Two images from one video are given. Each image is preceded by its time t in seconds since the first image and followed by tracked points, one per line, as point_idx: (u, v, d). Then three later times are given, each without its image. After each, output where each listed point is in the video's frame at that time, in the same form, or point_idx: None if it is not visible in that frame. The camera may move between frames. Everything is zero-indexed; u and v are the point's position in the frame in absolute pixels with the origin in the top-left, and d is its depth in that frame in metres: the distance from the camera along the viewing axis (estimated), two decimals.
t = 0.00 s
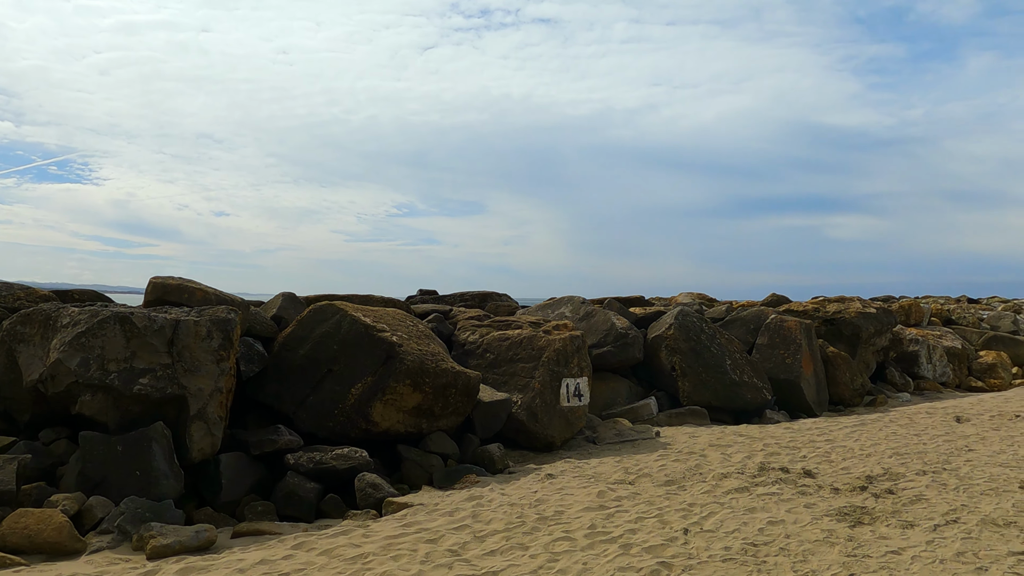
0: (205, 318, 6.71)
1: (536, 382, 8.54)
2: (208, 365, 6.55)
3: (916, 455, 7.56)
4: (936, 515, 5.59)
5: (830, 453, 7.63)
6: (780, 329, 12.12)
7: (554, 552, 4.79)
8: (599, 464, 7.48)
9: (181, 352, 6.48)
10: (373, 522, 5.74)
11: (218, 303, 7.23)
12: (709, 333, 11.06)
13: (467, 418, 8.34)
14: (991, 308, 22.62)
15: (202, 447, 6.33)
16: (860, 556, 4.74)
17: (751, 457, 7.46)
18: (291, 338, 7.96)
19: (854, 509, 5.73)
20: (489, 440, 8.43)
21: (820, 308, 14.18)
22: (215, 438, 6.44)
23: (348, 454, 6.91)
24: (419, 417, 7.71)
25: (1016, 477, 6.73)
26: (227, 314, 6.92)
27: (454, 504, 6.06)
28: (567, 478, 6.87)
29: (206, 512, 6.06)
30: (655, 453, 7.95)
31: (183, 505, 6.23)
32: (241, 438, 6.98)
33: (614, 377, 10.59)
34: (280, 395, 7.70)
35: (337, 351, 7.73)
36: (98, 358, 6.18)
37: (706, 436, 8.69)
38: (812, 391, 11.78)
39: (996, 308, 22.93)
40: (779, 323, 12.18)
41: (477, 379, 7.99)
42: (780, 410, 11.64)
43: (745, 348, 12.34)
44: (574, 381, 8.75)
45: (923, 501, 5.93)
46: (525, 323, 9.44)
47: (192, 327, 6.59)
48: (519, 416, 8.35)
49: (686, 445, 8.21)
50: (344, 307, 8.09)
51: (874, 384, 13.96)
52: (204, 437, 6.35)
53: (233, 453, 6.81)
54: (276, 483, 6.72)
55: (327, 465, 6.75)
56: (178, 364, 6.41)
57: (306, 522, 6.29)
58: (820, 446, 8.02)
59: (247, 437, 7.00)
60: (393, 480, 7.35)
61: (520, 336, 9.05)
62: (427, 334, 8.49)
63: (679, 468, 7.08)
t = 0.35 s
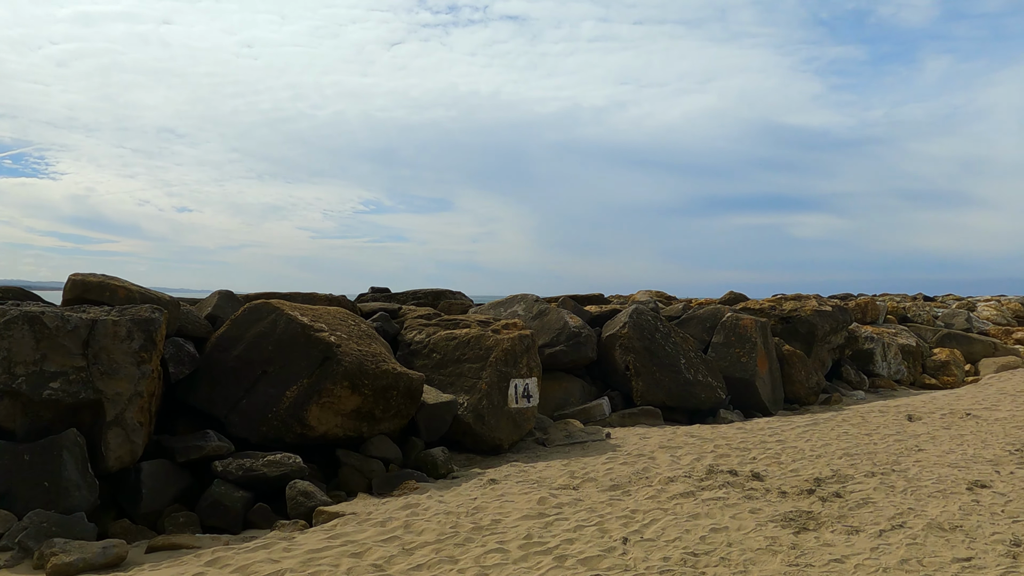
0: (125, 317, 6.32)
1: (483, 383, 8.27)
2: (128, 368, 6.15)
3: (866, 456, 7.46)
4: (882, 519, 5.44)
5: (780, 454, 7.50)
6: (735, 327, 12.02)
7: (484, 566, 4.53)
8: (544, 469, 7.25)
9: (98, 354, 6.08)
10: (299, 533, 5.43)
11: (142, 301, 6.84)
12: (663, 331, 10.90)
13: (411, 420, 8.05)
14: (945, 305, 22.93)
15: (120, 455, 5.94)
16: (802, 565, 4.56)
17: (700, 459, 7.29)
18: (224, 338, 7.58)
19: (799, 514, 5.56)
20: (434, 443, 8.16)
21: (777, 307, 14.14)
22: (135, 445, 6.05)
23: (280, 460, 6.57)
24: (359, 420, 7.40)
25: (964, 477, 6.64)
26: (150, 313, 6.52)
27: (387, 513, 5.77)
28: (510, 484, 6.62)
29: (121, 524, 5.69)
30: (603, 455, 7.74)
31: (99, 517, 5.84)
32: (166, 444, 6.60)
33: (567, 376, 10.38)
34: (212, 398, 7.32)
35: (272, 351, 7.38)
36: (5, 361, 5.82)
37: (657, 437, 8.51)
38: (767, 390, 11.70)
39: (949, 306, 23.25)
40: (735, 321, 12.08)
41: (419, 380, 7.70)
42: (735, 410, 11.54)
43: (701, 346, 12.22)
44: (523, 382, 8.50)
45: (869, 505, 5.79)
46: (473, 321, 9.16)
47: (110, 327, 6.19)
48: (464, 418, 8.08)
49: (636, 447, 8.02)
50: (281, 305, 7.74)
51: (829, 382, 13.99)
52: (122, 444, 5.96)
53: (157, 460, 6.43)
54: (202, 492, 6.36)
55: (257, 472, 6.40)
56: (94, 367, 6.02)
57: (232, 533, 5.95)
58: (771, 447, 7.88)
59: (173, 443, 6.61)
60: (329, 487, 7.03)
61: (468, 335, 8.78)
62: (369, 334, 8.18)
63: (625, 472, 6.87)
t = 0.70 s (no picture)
0: (35, 317, 5.95)
1: (426, 384, 7.99)
2: (38, 370, 5.80)
3: (815, 456, 7.33)
4: (824, 522, 5.29)
5: (728, 455, 7.34)
6: (691, 326, 11.90)
7: None
8: (486, 473, 7.00)
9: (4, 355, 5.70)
10: (216, 545, 5.11)
11: (58, 299, 6.46)
12: (617, 331, 10.72)
13: (351, 423, 7.75)
14: (902, 305, 23.18)
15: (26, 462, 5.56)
16: (739, 573, 4.37)
17: (647, 461, 7.10)
18: (150, 337, 7.21)
19: (741, 518, 5.39)
20: (376, 446, 7.86)
21: (734, 306, 14.08)
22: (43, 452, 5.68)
23: (205, 466, 6.24)
24: (294, 423, 7.07)
25: (911, 478, 6.54)
26: (64, 310, 6.16)
27: (314, 522, 5.48)
28: (448, 489, 6.36)
29: (26, 536, 5.33)
30: (549, 458, 7.52)
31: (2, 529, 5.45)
32: (82, 450, 6.22)
33: (519, 376, 10.15)
34: (136, 400, 6.94)
35: (201, 352, 7.03)
36: None
37: (606, 438, 8.31)
38: (722, 389, 11.60)
39: (905, 305, 23.51)
40: (690, 320, 11.97)
41: (358, 381, 7.40)
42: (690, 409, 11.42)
43: (657, 345, 12.08)
44: (469, 382, 8.24)
45: (814, 507, 5.64)
46: (419, 320, 8.88)
47: (18, 326, 5.82)
48: (407, 420, 7.80)
49: (583, 449, 7.82)
50: (212, 303, 7.39)
51: (785, 380, 13.98)
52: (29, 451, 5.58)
53: (72, 466, 6.05)
54: (120, 500, 6.00)
55: (180, 479, 6.06)
56: None
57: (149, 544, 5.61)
58: (720, 448, 7.73)
59: (90, 449, 6.24)
60: (260, 493, 6.70)
61: (413, 334, 8.50)
62: (308, 333, 7.85)
63: (569, 475, 6.65)
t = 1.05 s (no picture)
0: None
1: (372, 387, 7.71)
2: None
3: (768, 459, 7.20)
4: (772, 529, 5.13)
5: (680, 458, 7.18)
6: (649, 325, 11.76)
7: None
8: (431, 479, 6.75)
9: None
10: (132, 562, 4.79)
11: None
12: (574, 330, 10.53)
13: (293, 427, 7.44)
14: (862, 304, 23.39)
15: None
16: None
17: (597, 466, 6.89)
18: (76, 338, 6.84)
19: (687, 525, 5.20)
20: (319, 451, 7.57)
21: (694, 305, 13.99)
22: None
23: (130, 475, 5.90)
24: (229, 429, 6.75)
25: (862, 480, 6.42)
26: None
27: (241, 534, 5.18)
28: (388, 497, 6.09)
29: None
30: (498, 463, 7.29)
31: None
32: None
33: (473, 377, 9.91)
34: (60, 406, 6.57)
35: (130, 354, 6.67)
36: None
37: (558, 441, 8.11)
38: (680, 390, 11.47)
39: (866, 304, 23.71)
40: (649, 319, 11.83)
41: (298, 385, 7.10)
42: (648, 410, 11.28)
43: (615, 345, 11.92)
44: (417, 385, 7.97)
45: (762, 513, 5.49)
46: (367, 320, 8.59)
47: None
48: (351, 425, 7.51)
49: (534, 453, 7.60)
50: (142, 303, 7.03)
51: (745, 380, 13.93)
52: None
53: None
54: (36, 513, 5.64)
55: (102, 490, 5.71)
56: None
57: (64, 561, 5.27)
58: (673, 450, 7.57)
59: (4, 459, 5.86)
60: (192, 503, 6.38)
61: (359, 335, 8.21)
62: (248, 334, 7.52)
63: (515, 481, 6.43)
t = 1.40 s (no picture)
0: None
1: (322, 390, 7.38)
2: None
3: (730, 463, 6.99)
4: (729, 539, 4.89)
5: (640, 463, 6.94)
6: (616, 325, 11.53)
7: None
8: (379, 487, 6.44)
9: None
10: None
11: None
12: (538, 330, 10.26)
13: (237, 433, 7.09)
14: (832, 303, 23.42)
15: None
16: None
17: (553, 471, 6.63)
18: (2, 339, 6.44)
19: (642, 535, 4.95)
20: (265, 457, 7.22)
21: (662, 305, 13.80)
22: None
23: (54, 485, 5.52)
24: (166, 435, 6.38)
25: (826, 485, 6.22)
26: None
27: (166, 550, 4.84)
28: (330, 507, 5.78)
29: None
30: (451, 468, 6.99)
31: None
32: None
33: (432, 379, 9.61)
34: None
35: (58, 357, 6.28)
36: None
37: (516, 445, 7.83)
38: (647, 390, 11.26)
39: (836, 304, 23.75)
40: (615, 319, 11.60)
41: (240, 388, 6.76)
42: (614, 412, 11.05)
43: (581, 345, 11.68)
44: (369, 387, 7.66)
45: (721, 521, 5.26)
46: (319, 320, 8.26)
47: None
48: (299, 430, 7.17)
49: (490, 457, 7.32)
50: (74, 301, 6.64)
51: (714, 381, 13.76)
52: None
53: None
54: None
55: (21, 501, 5.34)
56: None
57: None
58: (633, 454, 7.33)
59: None
60: (124, 514, 6.00)
61: (310, 335, 7.87)
62: (189, 335, 7.16)
63: (466, 489, 6.14)
